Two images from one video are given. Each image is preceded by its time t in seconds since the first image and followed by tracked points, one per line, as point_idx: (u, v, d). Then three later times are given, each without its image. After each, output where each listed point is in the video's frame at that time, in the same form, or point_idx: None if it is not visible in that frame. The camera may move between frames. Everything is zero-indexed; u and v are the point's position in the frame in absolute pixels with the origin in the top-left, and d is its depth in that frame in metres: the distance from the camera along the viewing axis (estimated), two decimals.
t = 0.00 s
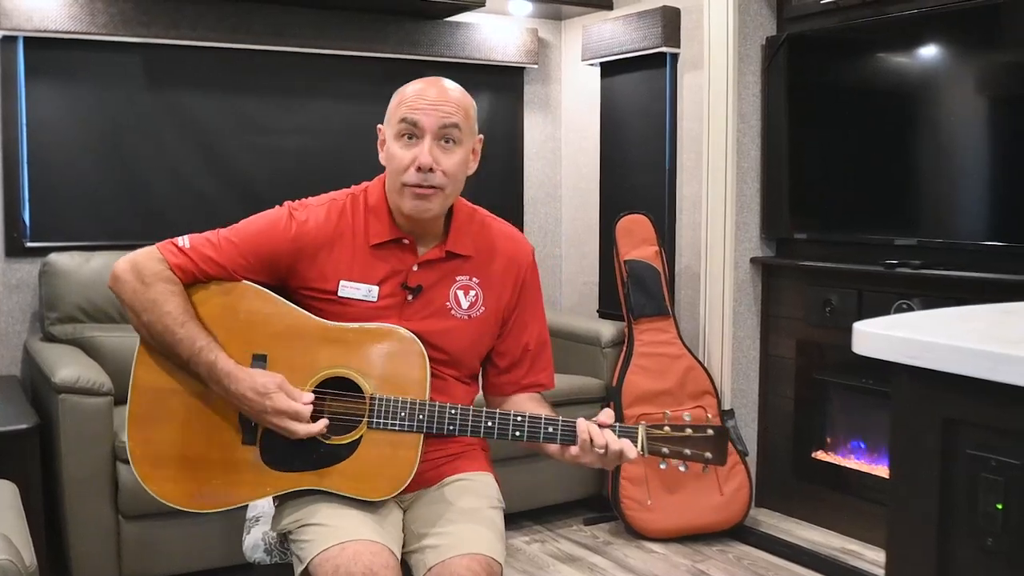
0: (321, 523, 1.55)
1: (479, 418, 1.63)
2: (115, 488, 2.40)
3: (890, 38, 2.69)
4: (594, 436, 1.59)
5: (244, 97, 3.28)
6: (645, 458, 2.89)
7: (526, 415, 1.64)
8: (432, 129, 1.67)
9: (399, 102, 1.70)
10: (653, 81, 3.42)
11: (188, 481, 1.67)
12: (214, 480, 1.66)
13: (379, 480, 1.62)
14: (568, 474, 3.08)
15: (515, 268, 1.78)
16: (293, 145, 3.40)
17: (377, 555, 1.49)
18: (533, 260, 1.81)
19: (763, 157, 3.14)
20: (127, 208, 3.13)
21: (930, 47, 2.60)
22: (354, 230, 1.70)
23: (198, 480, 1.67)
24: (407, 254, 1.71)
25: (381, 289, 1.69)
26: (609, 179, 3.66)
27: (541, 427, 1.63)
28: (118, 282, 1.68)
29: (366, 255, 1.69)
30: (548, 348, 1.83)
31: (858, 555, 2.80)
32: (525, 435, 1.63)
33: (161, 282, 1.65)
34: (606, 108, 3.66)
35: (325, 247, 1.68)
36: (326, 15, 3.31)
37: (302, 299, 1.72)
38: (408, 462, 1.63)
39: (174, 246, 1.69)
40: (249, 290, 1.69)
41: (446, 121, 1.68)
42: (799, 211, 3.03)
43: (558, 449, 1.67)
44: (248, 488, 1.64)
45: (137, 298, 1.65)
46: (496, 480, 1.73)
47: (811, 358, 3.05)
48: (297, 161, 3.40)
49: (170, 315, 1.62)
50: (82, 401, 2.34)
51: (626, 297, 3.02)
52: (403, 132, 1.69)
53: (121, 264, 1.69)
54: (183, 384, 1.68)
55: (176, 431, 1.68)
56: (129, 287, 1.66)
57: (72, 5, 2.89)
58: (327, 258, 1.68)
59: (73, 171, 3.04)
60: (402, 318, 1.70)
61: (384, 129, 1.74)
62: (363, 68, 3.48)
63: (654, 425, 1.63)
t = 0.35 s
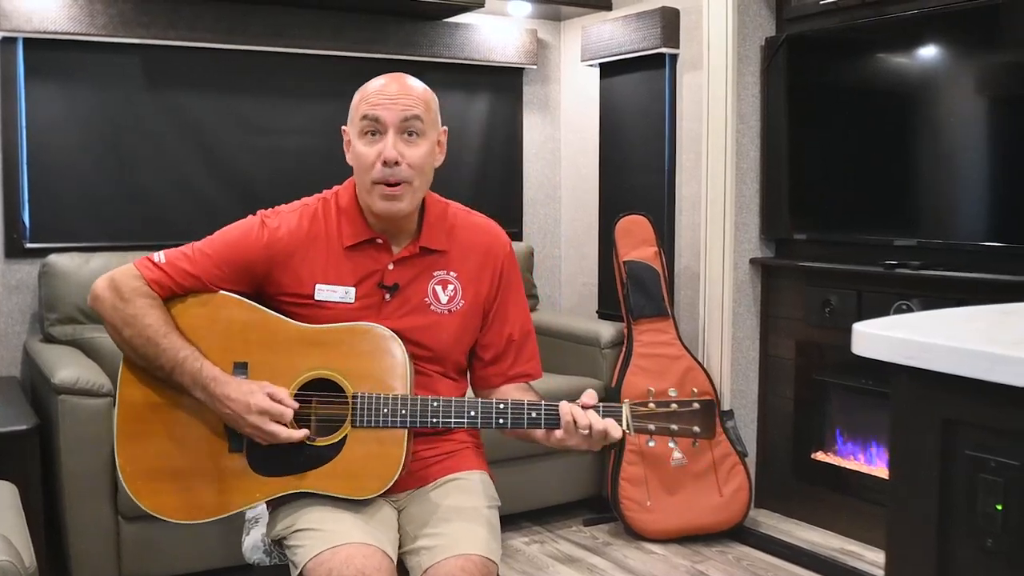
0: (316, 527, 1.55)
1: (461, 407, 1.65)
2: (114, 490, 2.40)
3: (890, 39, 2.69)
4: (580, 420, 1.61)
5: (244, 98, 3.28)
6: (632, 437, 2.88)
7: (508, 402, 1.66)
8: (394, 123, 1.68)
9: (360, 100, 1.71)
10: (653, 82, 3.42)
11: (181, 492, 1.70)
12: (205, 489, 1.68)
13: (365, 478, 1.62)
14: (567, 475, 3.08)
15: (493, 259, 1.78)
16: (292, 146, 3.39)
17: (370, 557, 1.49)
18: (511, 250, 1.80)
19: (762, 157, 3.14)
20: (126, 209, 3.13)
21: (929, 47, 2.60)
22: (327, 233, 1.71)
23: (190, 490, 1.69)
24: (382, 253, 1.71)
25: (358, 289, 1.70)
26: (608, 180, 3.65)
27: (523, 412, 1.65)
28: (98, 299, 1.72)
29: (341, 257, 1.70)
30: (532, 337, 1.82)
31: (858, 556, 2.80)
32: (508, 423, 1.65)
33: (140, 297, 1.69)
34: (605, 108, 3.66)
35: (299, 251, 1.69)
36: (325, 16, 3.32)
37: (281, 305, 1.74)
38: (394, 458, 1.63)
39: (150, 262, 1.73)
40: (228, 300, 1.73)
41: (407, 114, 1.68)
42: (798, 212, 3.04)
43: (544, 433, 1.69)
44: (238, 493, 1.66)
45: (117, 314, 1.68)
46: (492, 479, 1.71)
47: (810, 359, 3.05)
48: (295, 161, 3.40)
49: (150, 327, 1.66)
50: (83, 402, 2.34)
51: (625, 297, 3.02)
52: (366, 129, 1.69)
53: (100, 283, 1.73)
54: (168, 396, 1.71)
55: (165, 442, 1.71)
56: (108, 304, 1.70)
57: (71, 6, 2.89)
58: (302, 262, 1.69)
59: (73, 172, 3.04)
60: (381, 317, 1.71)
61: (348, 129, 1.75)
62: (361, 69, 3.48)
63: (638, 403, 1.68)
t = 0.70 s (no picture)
0: (314, 529, 1.55)
1: (452, 401, 1.65)
2: (114, 491, 2.40)
3: (890, 39, 2.69)
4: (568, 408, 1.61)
5: (243, 98, 3.28)
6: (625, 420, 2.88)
7: (500, 394, 1.65)
8: (370, 119, 1.68)
9: (335, 98, 1.71)
10: (653, 82, 3.42)
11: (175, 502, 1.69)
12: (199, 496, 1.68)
13: (360, 477, 1.62)
14: (567, 475, 3.08)
15: (479, 252, 1.78)
16: (292, 146, 3.39)
17: (367, 557, 1.49)
18: (496, 242, 1.81)
19: (762, 157, 3.14)
20: (126, 209, 3.13)
21: (929, 47, 2.60)
22: (311, 235, 1.71)
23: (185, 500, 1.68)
24: (367, 252, 1.72)
25: (345, 289, 1.71)
26: (608, 181, 3.66)
27: (515, 404, 1.65)
28: (86, 312, 1.72)
29: (326, 258, 1.70)
30: (523, 328, 1.82)
31: (858, 556, 2.80)
32: (500, 414, 1.64)
33: (127, 308, 1.68)
34: (605, 108, 3.66)
35: (284, 254, 1.70)
36: (325, 17, 3.32)
37: (270, 309, 1.75)
38: (387, 456, 1.63)
39: (136, 272, 1.72)
40: (216, 307, 1.72)
41: (383, 109, 1.68)
42: (797, 212, 3.04)
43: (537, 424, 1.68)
44: (233, 500, 1.66)
45: (104, 325, 1.68)
46: (489, 477, 1.72)
47: (810, 359, 3.05)
48: (295, 161, 3.40)
49: (136, 338, 1.65)
50: (84, 403, 2.34)
51: (625, 297, 3.02)
52: (343, 127, 1.69)
53: (88, 296, 1.73)
54: (158, 407, 1.70)
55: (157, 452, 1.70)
56: (95, 317, 1.70)
57: (71, 6, 2.89)
58: (287, 264, 1.70)
59: (72, 173, 3.04)
60: (369, 315, 1.71)
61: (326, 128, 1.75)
62: (361, 69, 3.48)
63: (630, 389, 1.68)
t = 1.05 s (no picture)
0: (314, 529, 1.55)
1: (448, 398, 1.65)
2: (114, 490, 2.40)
3: (889, 39, 2.69)
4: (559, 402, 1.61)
5: (243, 98, 3.28)
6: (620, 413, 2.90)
7: (495, 390, 1.67)
8: (358, 124, 1.67)
9: (323, 101, 1.70)
10: (652, 82, 3.42)
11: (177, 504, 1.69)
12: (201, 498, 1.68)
13: (357, 476, 1.62)
14: (567, 475, 3.08)
15: (471, 251, 1.78)
16: (291, 146, 3.39)
17: (366, 557, 1.49)
18: (488, 239, 1.80)
19: (762, 157, 3.14)
20: (126, 209, 3.13)
21: (929, 47, 2.60)
22: (302, 237, 1.71)
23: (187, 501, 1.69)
24: (359, 253, 1.71)
25: (338, 291, 1.70)
26: (608, 181, 3.66)
27: (511, 399, 1.66)
28: (79, 319, 1.72)
29: (317, 259, 1.70)
30: (518, 325, 1.81)
31: (858, 556, 2.80)
32: (496, 410, 1.66)
33: (118, 313, 1.69)
34: (605, 109, 3.66)
35: (275, 256, 1.69)
36: (325, 17, 3.32)
37: (263, 311, 1.74)
38: (384, 454, 1.63)
39: (129, 277, 1.73)
40: (210, 309, 1.73)
41: (371, 113, 1.67)
42: (797, 212, 3.04)
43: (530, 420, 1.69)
44: (232, 501, 1.66)
45: (96, 332, 1.69)
46: (488, 477, 1.72)
47: (811, 359, 3.04)
48: (294, 161, 3.40)
49: (131, 343, 1.66)
50: (84, 403, 2.34)
51: (625, 297, 3.02)
52: (331, 131, 1.69)
53: (80, 302, 1.73)
54: (152, 410, 1.71)
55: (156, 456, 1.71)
56: (88, 323, 1.70)
57: (71, 7, 2.90)
58: (279, 266, 1.69)
59: (73, 173, 3.04)
60: (363, 316, 1.71)
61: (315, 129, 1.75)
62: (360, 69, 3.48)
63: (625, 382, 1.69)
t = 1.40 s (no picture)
0: (314, 532, 1.55)
1: (446, 399, 1.65)
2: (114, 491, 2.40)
3: (888, 40, 2.70)
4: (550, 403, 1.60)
5: (243, 99, 3.28)
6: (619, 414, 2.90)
7: (493, 390, 1.66)
8: (338, 131, 1.66)
9: (300, 111, 1.70)
10: (651, 83, 3.42)
11: (178, 507, 1.69)
12: (201, 501, 1.68)
13: (357, 478, 1.62)
14: (567, 476, 3.08)
15: (465, 251, 1.77)
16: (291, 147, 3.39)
17: (365, 560, 1.49)
18: (484, 238, 1.79)
19: (762, 158, 3.14)
20: (125, 210, 3.13)
21: (929, 48, 2.60)
22: (296, 240, 1.71)
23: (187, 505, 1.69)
24: (352, 255, 1.71)
25: (332, 293, 1.71)
26: (608, 181, 3.66)
27: (509, 399, 1.65)
28: (74, 323, 1.71)
29: (311, 262, 1.70)
30: (515, 323, 1.80)
31: (858, 556, 2.79)
32: (494, 410, 1.65)
33: (117, 314, 1.69)
34: (604, 110, 3.66)
35: (268, 260, 1.69)
36: (325, 18, 3.32)
37: (260, 314, 1.75)
38: (383, 456, 1.64)
39: (124, 281, 1.73)
40: (206, 313, 1.73)
41: (351, 120, 1.67)
42: (797, 213, 3.04)
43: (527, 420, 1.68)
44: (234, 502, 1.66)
45: (94, 333, 1.68)
46: (487, 478, 1.72)
47: (810, 360, 3.04)
48: (294, 162, 3.40)
49: (129, 342, 1.66)
50: (83, 403, 2.34)
51: (625, 298, 3.02)
52: (313, 141, 1.69)
53: (76, 306, 1.73)
54: (154, 413, 1.72)
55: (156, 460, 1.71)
56: (83, 326, 1.69)
57: (71, 8, 2.90)
58: (273, 270, 1.70)
59: (72, 174, 3.04)
60: (358, 318, 1.71)
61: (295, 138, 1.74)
62: (360, 70, 3.48)
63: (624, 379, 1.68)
